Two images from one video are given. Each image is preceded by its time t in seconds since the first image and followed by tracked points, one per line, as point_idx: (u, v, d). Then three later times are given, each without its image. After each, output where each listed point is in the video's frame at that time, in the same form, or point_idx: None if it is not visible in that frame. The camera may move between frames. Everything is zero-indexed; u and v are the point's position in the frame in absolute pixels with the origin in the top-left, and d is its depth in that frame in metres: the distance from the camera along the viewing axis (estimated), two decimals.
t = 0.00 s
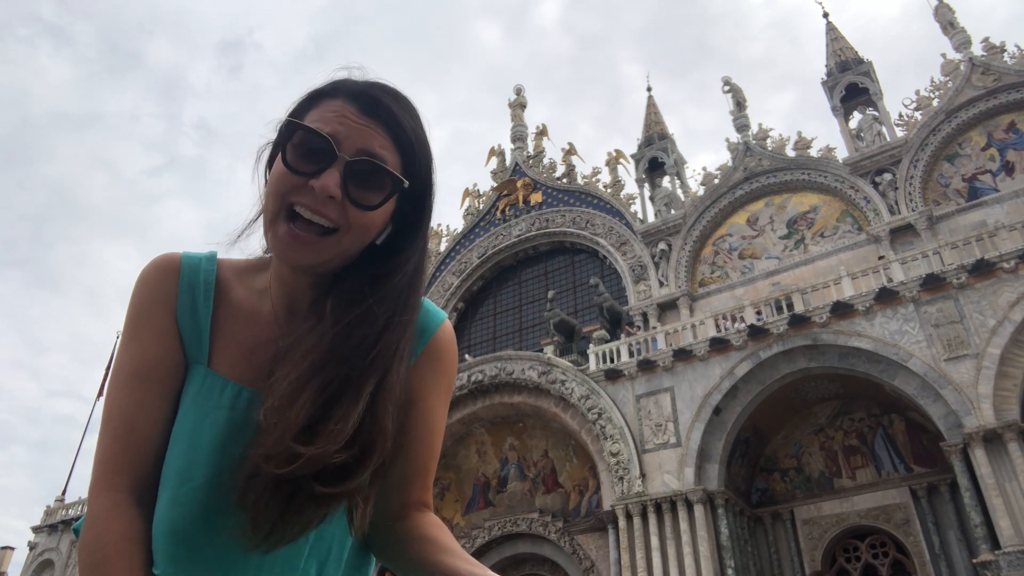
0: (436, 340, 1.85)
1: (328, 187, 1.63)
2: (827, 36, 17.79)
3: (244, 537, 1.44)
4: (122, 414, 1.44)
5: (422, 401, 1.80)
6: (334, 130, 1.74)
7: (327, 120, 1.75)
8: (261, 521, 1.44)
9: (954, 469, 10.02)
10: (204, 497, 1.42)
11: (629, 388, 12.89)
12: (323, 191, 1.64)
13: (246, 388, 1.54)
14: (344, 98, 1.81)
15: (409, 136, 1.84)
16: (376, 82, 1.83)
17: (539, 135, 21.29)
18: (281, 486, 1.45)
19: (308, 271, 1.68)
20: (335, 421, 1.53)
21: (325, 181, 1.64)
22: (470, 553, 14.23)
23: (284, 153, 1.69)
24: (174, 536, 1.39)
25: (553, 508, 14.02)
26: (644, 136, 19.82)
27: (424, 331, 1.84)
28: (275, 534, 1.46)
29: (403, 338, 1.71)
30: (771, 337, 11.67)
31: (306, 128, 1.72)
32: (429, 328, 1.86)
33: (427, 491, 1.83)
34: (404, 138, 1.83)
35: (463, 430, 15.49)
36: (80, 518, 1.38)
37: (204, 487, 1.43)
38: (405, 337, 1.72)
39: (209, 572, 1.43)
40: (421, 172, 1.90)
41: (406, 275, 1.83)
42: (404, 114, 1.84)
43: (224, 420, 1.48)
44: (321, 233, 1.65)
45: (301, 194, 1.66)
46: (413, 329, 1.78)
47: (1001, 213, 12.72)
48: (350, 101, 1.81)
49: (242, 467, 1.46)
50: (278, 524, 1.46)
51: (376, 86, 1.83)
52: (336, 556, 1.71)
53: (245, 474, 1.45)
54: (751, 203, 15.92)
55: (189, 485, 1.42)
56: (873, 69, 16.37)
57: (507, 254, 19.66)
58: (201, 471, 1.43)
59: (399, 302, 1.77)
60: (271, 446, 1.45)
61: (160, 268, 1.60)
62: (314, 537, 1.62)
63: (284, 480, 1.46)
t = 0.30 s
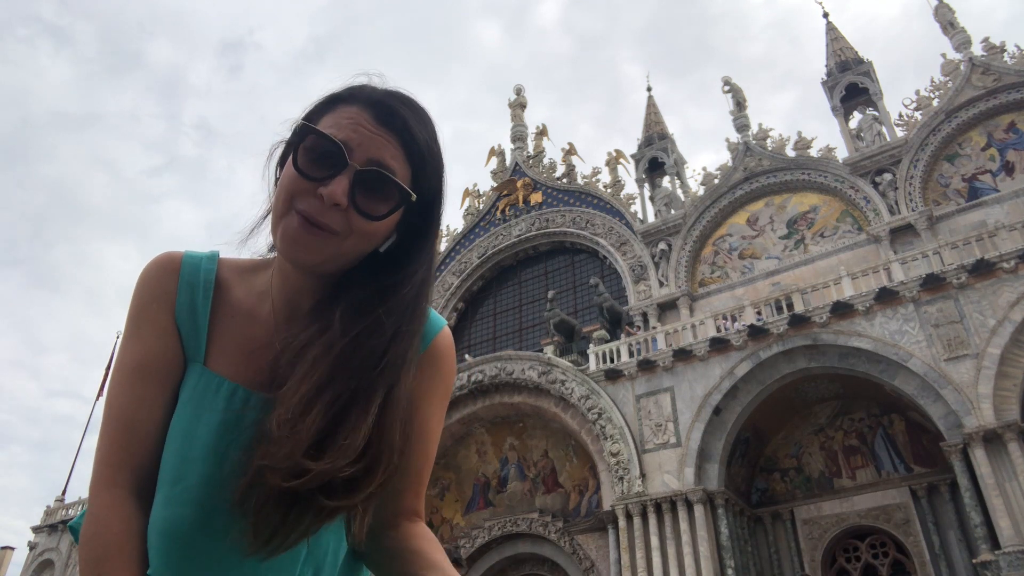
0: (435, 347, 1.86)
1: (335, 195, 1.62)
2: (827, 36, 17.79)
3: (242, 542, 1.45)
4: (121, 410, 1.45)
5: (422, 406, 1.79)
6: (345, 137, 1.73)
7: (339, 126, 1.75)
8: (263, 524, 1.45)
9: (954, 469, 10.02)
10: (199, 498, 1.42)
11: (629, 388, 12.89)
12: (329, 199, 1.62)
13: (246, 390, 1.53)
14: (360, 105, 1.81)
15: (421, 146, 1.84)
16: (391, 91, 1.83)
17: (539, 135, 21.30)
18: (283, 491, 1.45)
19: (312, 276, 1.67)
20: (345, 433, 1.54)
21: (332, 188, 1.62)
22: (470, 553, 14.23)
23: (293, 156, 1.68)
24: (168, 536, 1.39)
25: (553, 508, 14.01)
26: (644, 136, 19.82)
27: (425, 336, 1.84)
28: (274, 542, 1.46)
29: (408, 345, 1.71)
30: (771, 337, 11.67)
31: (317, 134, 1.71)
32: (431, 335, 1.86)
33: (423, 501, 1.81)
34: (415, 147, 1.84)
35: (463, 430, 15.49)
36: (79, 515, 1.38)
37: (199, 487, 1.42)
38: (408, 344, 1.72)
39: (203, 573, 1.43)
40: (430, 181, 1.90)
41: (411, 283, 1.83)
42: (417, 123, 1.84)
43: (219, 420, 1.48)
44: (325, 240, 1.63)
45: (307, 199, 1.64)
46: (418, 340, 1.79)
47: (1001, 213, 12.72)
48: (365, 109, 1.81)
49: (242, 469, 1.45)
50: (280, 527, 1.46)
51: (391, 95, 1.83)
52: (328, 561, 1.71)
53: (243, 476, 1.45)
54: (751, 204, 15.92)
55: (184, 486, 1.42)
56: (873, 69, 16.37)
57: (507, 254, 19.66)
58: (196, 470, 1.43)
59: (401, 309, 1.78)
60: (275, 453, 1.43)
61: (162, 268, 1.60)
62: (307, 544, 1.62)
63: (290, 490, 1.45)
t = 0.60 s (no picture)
0: (439, 346, 1.86)
1: (343, 195, 1.61)
2: (827, 36, 17.79)
3: (250, 541, 1.46)
4: (125, 409, 1.44)
5: (428, 405, 1.79)
6: (352, 137, 1.73)
7: (347, 127, 1.74)
8: (279, 524, 1.47)
9: (954, 469, 10.02)
10: (203, 499, 1.42)
11: (629, 388, 12.90)
12: (337, 199, 1.62)
13: (250, 390, 1.54)
14: (367, 106, 1.80)
15: (426, 147, 1.85)
16: (398, 92, 1.83)
17: (539, 135, 21.30)
18: (299, 492, 1.46)
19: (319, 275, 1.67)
20: (364, 437, 1.57)
21: (340, 188, 1.62)
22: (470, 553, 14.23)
23: (300, 155, 1.67)
24: (172, 536, 1.39)
25: (553, 508, 14.01)
26: (644, 137, 19.82)
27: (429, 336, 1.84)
28: (285, 541, 1.48)
29: (417, 346, 1.73)
30: (771, 338, 11.67)
31: (325, 134, 1.71)
32: (435, 337, 1.87)
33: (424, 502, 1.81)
34: (421, 149, 1.84)
35: (463, 430, 15.49)
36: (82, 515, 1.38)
37: (202, 487, 1.42)
38: (417, 345, 1.73)
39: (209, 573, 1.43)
40: (434, 182, 1.91)
41: (419, 284, 1.85)
42: (423, 125, 1.84)
43: (224, 420, 1.48)
44: (333, 239, 1.64)
45: (314, 199, 1.63)
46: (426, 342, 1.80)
47: (1001, 213, 12.72)
48: (373, 109, 1.80)
49: (250, 469, 1.46)
50: (294, 524, 1.48)
51: (399, 97, 1.83)
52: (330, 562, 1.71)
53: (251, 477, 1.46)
54: (750, 204, 15.92)
55: (187, 485, 1.42)
56: (873, 69, 16.36)
57: (507, 254, 19.66)
58: (199, 470, 1.43)
59: (408, 311, 1.79)
60: (290, 454, 1.45)
61: (165, 267, 1.60)
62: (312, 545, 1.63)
63: (309, 492, 1.48)
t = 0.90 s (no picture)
0: (439, 345, 1.86)
1: (344, 191, 1.61)
2: (827, 36, 17.79)
3: (252, 537, 1.46)
4: (130, 408, 1.44)
5: (427, 403, 1.80)
6: (353, 135, 1.73)
7: (348, 125, 1.74)
8: (282, 519, 1.46)
9: (954, 469, 10.02)
10: (206, 497, 1.42)
11: (629, 388, 12.90)
12: (338, 196, 1.62)
13: (251, 390, 1.54)
14: (367, 105, 1.81)
15: (426, 147, 1.85)
16: (398, 92, 1.83)
17: (539, 135, 21.30)
18: (301, 484, 1.46)
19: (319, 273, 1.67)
20: (365, 429, 1.56)
21: (341, 185, 1.62)
22: (470, 553, 14.22)
23: (301, 154, 1.68)
24: (176, 534, 1.39)
25: (553, 508, 14.02)
26: (644, 136, 19.82)
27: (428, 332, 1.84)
28: (289, 537, 1.48)
29: (415, 342, 1.73)
30: (771, 337, 11.67)
31: (325, 132, 1.71)
32: (434, 335, 1.87)
33: (424, 501, 1.80)
34: (421, 148, 1.84)
35: (463, 430, 15.50)
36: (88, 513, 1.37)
37: (206, 485, 1.42)
38: (417, 342, 1.73)
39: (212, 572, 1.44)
40: (433, 182, 1.91)
41: (419, 282, 1.85)
42: (423, 125, 1.85)
43: (226, 420, 1.48)
44: (333, 236, 1.64)
45: (316, 197, 1.64)
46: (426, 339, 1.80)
47: (1001, 213, 12.72)
48: (373, 108, 1.81)
49: (252, 468, 1.46)
50: (296, 517, 1.48)
51: (399, 97, 1.83)
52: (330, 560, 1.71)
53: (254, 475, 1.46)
54: (751, 204, 15.93)
55: (189, 485, 1.42)
56: (873, 69, 16.36)
57: (507, 254, 19.66)
58: (202, 469, 1.43)
59: (406, 306, 1.79)
60: (297, 448, 1.46)
61: (167, 268, 1.60)
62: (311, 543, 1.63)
63: (313, 484, 1.48)
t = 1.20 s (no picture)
0: (438, 348, 1.87)
1: (351, 193, 1.61)
2: (827, 36, 17.78)
3: (245, 536, 1.45)
4: (135, 407, 1.44)
5: (424, 406, 1.80)
6: (360, 138, 1.73)
7: (356, 127, 1.74)
8: (277, 517, 1.45)
9: (954, 469, 10.02)
10: (207, 497, 1.42)
11: (629, 388, 12.90)
12: (345, 198, 1.61)
13: (252, 391, 1.54)
14: (374, 109, 1.81)
15: (431, 151, 1.86)
16: (404, 98, 1.85)
17: (539, 135, 21.30)
18: (297, 482, 1.45)
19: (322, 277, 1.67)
20: (360, 427, 1.56)
21: (349, 187, 1.61)
22: (470, 553, 14.22)
23: (309, 155, 1.67)
24: (176, 533, 1.39)
25: (553, 508, 14.02)
26: (644, 136, 19.82)
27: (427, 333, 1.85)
28: (284, 536, 1.46)
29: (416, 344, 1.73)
30: (771, 338, 11.67)
31: (333, 134, 1.70)
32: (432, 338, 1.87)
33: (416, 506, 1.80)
34: (426, 152, 1.85)
35: (463, 430, 15.50)
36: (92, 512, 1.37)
37: (207, 485, 1.43)
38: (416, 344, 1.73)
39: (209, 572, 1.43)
40: (438, 186, 1.92)
41: (420, 284, 1.86)
42: (429, 129, 1.86)
43: (228, 420, 1.48)
44: (340, 238, 1.63)
45: (323, 199, 1.63)
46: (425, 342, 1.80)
47: (1001, 213, 12.72)
48: (379, 112, 1.82)
49: (252, 467, 1.46)
50: (290, 516, 1.46)
51: (404, 102, 1.85)
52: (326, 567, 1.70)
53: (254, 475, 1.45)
54: (751, 204, 15.92)
55: (190, 485, 1.42)
56: (873, 69, 16.36)
57: (507, 254, 19.66)
58: (203, 469, 1.43)
59: (406, 305, 1.79)
60: (293, 444, 1.44)
61: (172, 268, 1.60)
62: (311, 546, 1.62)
63: (307, 482, 1.47)
